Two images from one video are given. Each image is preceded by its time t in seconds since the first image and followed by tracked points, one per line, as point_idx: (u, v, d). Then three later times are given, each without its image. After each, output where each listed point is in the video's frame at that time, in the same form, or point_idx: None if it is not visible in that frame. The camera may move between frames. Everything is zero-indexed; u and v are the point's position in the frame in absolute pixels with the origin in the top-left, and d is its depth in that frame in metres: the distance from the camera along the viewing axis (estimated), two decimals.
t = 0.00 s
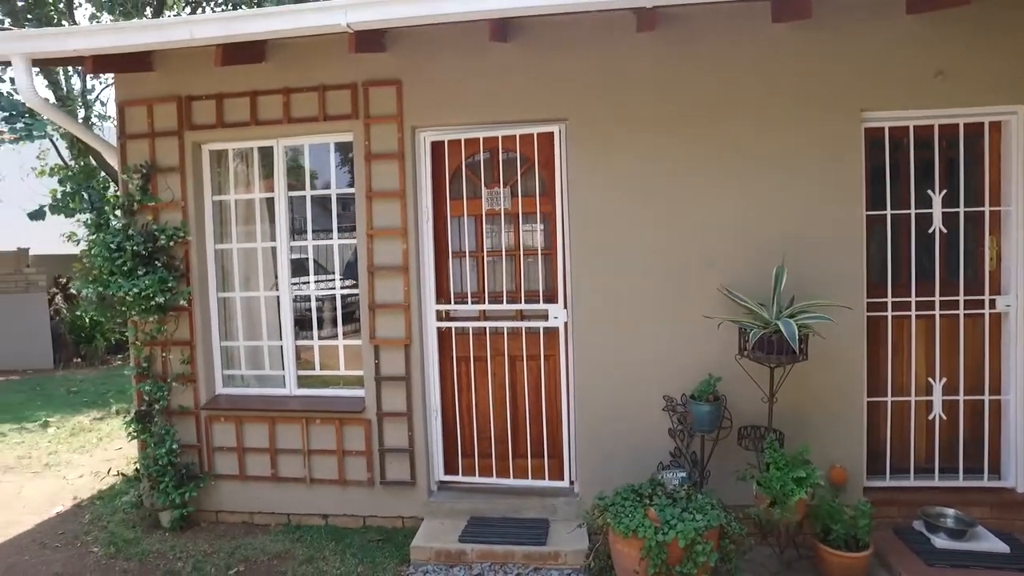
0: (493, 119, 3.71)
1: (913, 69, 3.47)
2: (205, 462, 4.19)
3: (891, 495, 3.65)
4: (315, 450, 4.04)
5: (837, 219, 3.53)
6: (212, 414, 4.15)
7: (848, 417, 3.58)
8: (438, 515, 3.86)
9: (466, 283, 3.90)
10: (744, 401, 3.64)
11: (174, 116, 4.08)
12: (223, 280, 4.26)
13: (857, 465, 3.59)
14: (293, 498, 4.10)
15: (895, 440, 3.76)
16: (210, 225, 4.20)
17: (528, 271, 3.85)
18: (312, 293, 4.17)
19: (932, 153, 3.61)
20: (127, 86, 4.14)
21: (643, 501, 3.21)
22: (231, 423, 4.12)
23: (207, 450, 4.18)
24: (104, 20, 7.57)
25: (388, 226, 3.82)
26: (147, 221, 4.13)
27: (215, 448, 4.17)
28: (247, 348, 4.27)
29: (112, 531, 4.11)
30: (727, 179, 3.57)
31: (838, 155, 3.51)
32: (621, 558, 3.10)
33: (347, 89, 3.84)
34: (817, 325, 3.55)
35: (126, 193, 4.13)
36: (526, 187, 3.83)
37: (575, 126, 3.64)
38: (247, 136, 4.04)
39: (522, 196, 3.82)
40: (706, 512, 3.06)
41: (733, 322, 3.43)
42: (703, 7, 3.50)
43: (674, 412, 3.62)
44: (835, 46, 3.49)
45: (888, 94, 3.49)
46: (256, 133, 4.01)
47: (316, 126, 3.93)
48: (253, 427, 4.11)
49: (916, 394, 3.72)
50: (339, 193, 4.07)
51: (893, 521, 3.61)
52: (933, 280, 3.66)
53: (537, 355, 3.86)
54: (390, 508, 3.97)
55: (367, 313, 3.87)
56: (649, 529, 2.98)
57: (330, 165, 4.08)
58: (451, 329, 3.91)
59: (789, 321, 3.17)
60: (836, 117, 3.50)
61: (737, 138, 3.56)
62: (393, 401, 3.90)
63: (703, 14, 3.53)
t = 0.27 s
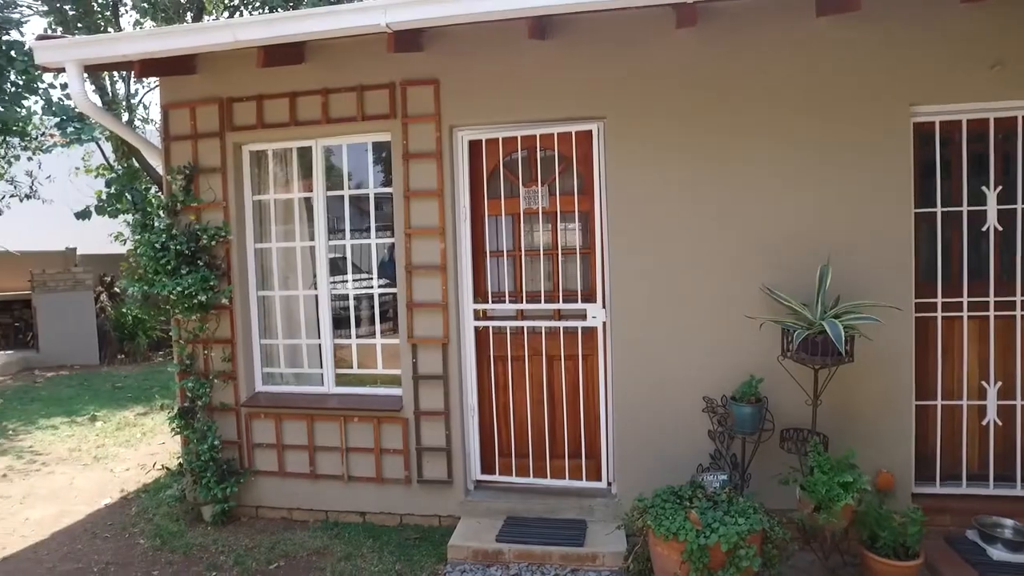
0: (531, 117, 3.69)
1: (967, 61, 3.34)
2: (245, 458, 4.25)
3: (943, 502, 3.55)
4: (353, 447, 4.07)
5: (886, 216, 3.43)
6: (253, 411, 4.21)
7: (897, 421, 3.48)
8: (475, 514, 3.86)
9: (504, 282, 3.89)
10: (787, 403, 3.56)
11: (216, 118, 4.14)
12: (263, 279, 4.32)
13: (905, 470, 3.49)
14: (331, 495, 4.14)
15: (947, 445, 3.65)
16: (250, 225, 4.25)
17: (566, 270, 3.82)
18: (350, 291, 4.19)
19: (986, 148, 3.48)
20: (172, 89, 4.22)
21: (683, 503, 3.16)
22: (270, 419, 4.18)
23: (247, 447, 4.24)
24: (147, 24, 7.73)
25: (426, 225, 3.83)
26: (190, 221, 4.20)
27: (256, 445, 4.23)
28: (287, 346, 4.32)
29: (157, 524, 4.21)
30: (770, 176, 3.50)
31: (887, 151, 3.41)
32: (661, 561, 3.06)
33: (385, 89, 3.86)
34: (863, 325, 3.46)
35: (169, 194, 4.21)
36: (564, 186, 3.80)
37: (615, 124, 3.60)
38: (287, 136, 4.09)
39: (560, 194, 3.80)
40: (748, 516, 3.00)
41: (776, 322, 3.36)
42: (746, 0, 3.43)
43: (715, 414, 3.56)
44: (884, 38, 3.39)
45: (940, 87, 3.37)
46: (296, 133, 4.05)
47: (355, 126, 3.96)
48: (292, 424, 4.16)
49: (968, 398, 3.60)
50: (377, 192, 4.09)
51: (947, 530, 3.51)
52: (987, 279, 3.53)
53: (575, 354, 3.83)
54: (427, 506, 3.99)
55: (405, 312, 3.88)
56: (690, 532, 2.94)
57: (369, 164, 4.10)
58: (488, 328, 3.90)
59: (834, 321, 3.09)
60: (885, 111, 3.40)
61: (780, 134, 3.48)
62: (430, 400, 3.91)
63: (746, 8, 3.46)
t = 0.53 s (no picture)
0: (573, 115, 3.66)
1: None
2: (288, 453, 4.31)
3: (1001, 511, 3.42)
4: (393, 445, 4.10)
5: (941, 214, 3.32)
6: (295, 408, 4.27)
7: (951, 426, 3.36)
8: (514, 513, 3.85)
9: (544, 281, 3.87)
10: (835, 405, 3.48)
11: (260, 120, 4.21)
12: (306, 277, 4.38)
13: (961, 477, 3.38)
14: (372, 492, 4.18)
15: (1005, 451, 3.52)
16: (292, 225, 4.31)
17: (607, 269, 3.79)
18: (390, 290, 4.22)
19: None
20: (218, 91, 4.30)
21: (727, 506, 3.10)
22: (312, 416, 4.23)
23: (290, 443, 4.31)
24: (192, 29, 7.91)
25: (467, 224, 3.84)
26: (235, 221, 4.28)
27: (299, 441, 4.29)
28: (328, 344, 4.37)
29: (204, 517, 4.30)
30: (819, 173, 3.41)
31: (942, 146, 3.29)
32: (704, 564, 3.01)
33: (426, 88, 3.87)
34: (916, 326, 3.36)
35: (215, 194, 4.29)
36: (606, 184, 3.77)
37: (658, 121, 3.55)
38: (329, 136, 4.13)
39: (601, 193, 3.76)
40: (796, 520, 2.93)
41: (823, 322, 3.28)
42: None
43: (758, 415, 3.46)
44: (939, 29, 3.27)
45: (999, 79, 3.25)
46: (338, 133, 4.10)
47: (396, 125, 3.98)
48: (334, 421, 4.21)
49: None
50: (417, 191, 4.10)
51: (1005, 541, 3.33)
52: None
53: (616, 354, 3.80)
54: (467, 505, 3.99)
55: (445, 310, 3.90)
56: (735, 536, 2.89)
57: (410, 164, 4.12)
58: (529, 327, 3.89)
59: (885, 322, 3.01)
60: (940, 105, 3.29)
61: (829, 129, 3.39)
62: (470, 398, 3.92)
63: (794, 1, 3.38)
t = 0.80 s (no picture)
0: (616, 113, 3.63)
1: None
2: (330, 450, 4.36)
3: None
4: (434, 443, 4.11)
5: (1001, 211, 3.19)
6: (337, 405, 4.32)
7: (1012, 432, 3.24)
8: (555, 513, 3.83)
9: (586, 280, 3.84)
10: (887, 409, 3.38)
11: (304, 121, 4.27)
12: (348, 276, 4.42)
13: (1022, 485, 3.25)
14: (413, 490, 4.20)
15: None
16: (335, 224, 4.35)
17: (650, 268, 3.74)
18: (432, 289, 4.23)
19: None
20: (264, 93, 4.38)
21: (774, 510, 3.04)
22: (354, 414, 4.28)
23: (333, 440, 4.36)
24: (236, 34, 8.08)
25: (508, 223, 3.83)
26: (280, 220, 4.34)
27: (341, 438, 4.34)
28: (370, 342, 4.40)
29: (249, 511, 4.38)
30: (871, 170, 3.32)
31: (1004, 141, 3.17)
32: (750, 569, 2.96)
33: (468, 88, 3.87)
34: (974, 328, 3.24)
35: (261, 194, 4.37)
36: (649, 183, 3.72)
37: (703, 118, 3.50)
38: (372, 136, 4.16)
39: (644, 191, 3.72)
40: (846, 527, 2.86)
41: (875, 323, 3.19)
42: None
43: (807, 418, 3.40)
44: (1000, 19, 3.15)
45: None
46: (380, 133, 4.13)
47: (437, 124, 3.99)
48: (376, 419, 4.24)
49: None
50: (459, 190, 4.11)
51: None
52: None
53: (658, 354, 3.75)
54: (508, 504, 3.99)
55: (487, 309, 3.90)
56: (783, 541, 2.83)
57: (451, 163, 4.13)
58: (570, 327, 3.87)
59: (942, 324, 2.91)
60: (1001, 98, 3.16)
61: (881, 125, 3.30)
62: (511, 397, 3.91)
63: None
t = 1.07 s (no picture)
0: (650, 109, 3.58)
1: None
2: (363, 449, 4.38)
3: None
4: (467, 442, 4.11)
5: None
6: (370, 403, 4.33)
7: None
8: (588, 514, 3.80)
9: (620, 279, 3.80)
10: (933, 413, 3.28)
11: (337, 120, 4.29)
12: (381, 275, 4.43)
13: None
14: (445, 489, 4.20)
15: None
16: (368, 223, 4.37)
17: (685, 267, 3.68)
18: (465, 287, 4.22)
19: None
20: (298, 94, 4.41)
21: (814, 515, 2.97)
22: (387, 412, 4.29)
23: (365, 438, 4.37)
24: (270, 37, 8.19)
25: (541, 221, 3.80)
26: (313, 219, 4.37)
27: (374, 437, 4.36)
28: (402, 341, 4.41)
29: (283, 507, 4.42)
30: (915, 166, 3.22)
31: None
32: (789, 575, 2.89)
33: (501, 86, 3.85)
34: None
35: (295, 193, 4.40)
36: (684, 180, 3.66)
37: (740, 114, 3.43)
38: (404, 136, 4.17)
39: (680, 189, 3.66)
40: (891, 534, 2.78)
41: (921, 323, 3.10)
42: None
43: (847, 422, 3.32)
44: None
45: None
46: (412, 132, 4.13)
47: (470, 123, 3.98)
48: (409, 418, 4.25)
49: None
50: (492, 189, 4.08)
51: None
52: None
53: (693, 354, 3.69)
54: (540, 505, 3.96)
55: (520, 308, 3.88)
56: (824, 547, 2.76)
57: (483, 162, 4.11)
58: (604, 326, 3.83)
59: (995, 324, 2.81)
60: None
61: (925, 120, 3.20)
62: (544, 397, 3.88)
63: None
